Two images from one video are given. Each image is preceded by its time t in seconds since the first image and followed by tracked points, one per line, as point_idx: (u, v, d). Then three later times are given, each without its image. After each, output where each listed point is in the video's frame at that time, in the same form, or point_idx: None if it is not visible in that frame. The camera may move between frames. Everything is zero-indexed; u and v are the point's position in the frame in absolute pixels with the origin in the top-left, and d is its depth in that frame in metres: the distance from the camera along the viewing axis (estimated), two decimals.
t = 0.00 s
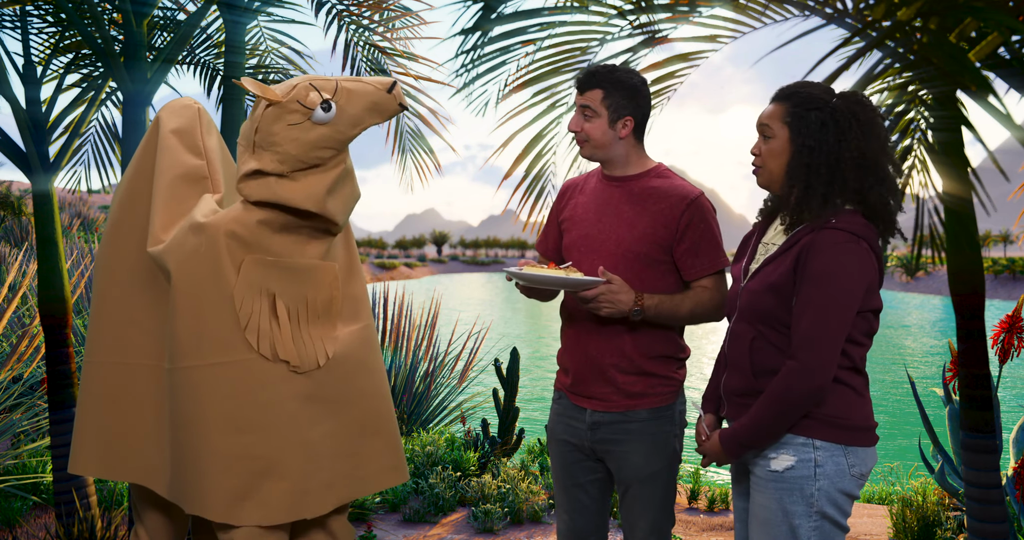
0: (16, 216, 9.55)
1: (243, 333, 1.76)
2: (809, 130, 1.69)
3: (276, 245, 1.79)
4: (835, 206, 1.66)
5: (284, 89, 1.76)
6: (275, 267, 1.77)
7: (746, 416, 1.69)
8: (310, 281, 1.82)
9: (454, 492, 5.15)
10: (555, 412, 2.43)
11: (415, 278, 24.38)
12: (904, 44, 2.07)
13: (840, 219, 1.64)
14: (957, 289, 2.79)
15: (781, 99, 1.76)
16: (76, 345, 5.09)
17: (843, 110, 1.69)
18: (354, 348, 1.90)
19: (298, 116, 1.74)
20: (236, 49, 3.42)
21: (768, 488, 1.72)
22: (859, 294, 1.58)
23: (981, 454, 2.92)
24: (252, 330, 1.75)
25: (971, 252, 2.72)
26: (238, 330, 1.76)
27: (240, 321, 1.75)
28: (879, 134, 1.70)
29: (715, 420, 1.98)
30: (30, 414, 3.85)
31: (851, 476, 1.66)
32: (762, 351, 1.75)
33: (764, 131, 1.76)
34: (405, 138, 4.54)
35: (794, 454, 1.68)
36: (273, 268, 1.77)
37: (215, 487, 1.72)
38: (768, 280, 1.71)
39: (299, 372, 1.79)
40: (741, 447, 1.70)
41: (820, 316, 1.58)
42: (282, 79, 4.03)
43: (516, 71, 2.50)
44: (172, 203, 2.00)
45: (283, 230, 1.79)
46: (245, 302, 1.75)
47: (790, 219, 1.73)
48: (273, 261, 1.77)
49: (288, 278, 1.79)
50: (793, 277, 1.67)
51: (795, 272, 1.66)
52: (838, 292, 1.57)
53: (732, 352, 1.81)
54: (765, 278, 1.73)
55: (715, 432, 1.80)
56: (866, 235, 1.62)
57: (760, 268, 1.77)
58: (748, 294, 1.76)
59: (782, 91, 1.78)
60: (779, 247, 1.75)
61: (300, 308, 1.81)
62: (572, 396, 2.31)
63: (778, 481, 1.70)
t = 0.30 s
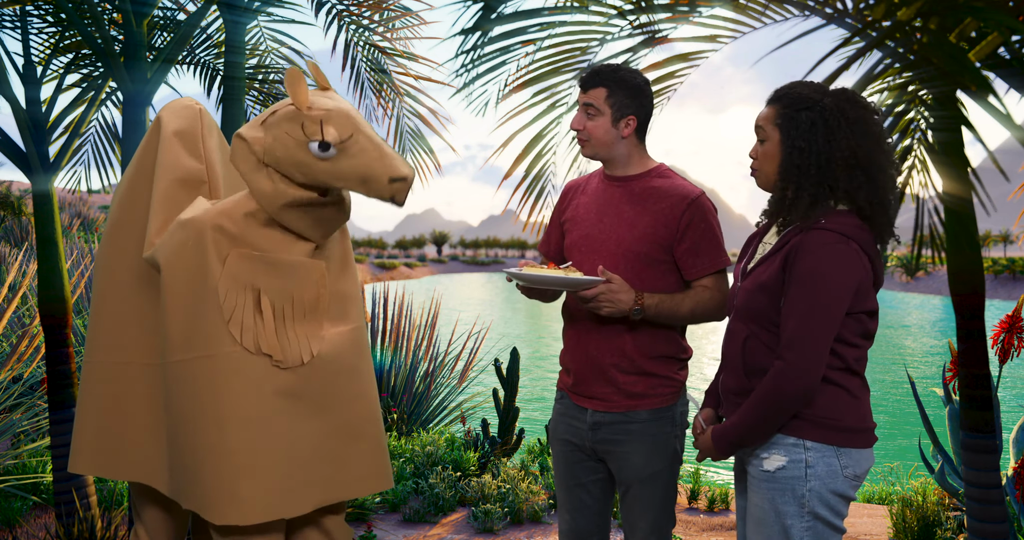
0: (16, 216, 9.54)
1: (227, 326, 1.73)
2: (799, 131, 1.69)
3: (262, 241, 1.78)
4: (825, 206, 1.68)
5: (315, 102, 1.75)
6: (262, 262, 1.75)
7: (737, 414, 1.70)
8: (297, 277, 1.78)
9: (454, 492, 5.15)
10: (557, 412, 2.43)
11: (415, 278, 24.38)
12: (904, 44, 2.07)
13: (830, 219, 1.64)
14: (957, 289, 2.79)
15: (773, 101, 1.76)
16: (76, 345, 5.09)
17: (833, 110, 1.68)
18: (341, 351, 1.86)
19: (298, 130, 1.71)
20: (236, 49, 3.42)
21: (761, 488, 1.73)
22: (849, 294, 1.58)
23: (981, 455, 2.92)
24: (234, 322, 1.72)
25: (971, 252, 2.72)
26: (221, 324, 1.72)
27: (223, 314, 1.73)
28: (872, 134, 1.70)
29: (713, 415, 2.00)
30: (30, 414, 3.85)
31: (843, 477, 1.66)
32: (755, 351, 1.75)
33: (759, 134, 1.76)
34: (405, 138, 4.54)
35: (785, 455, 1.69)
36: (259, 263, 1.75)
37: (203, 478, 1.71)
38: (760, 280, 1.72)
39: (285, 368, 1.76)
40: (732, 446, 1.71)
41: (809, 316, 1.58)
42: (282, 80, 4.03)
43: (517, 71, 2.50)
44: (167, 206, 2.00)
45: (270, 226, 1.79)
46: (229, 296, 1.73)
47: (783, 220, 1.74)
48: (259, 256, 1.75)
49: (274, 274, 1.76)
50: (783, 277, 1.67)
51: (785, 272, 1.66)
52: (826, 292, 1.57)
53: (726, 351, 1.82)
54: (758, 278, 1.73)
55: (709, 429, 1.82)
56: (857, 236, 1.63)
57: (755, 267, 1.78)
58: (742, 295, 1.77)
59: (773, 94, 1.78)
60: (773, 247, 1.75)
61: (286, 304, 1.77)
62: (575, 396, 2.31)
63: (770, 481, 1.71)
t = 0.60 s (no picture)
0: (16, 216, 9.53)
1: (207, 318, 1.70)
2: (793, 132, 1.69)
3: (250, 239, 1.76)
4: (815, 205, 1.67)
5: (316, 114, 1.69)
6: (247, 261, 1.74)
7: (731, 414, 1.71)
8: (276, 279, 1.76)
9: (454, 492, 5.15)
10: (557, 412, 2.43)
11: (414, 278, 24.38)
12: (903, 44, 2.07)
13: (819, 219, 1.64)
14: (957, 289, 2.79)
15: (765, 103, 1.76)
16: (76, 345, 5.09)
17: (826, 110, 1.68)
18: (323, 359, 1.78)
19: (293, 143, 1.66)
20: (236, 49, 3.42)
21: (754, 488, 1.74)
22: (840, 293, 1.58)
23: (981, 455, 2.92)
24: (216, 315, 1.70)
25: (971, 252, 2.72)
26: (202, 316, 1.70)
27: (203, 306, 1.70)
28: (866, 132, 1.70)
29: (710, 414, 2.00)
30: (30, 414, 3.84)
31: (835, 478, 1.66)
32: (750, 351, 1.75)
33: (753, 135, 1.76)
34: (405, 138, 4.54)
35: (777, 455, 1.69)
36: (243, 261, 1.74)
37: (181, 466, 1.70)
38: (750, 281, 1.72)
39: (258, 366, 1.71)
40: (726, 446, 1.72)
41: (799, 315, 1.58)
42: (282, 80, 4.02)
43: (517, 71, 2.49)
44: (168, 206, 2.00)
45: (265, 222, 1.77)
46: (211, 289, 1.71)
47: (773, 222, 1.73)
48: (245, 253, 1.74)
49: (257, 272, 1.75)
50: (772, 278, 1.67)
51: (774, 272, 1.66)
52: (817, 292, 1.57)
53: (722, 352, 1.82)
54: (749, 279, 1.73)
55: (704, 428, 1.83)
56: (846, 235, 1.62)
57: (749, 266, 1.78)
58: (734, 295, 1.77)
59: (766, 95, 1.78)
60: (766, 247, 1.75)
61: (266, 306, 1.75)
62: (577, 396, 2.30)
63: (763, 481, 1.71)
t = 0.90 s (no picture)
0: (16, 216, 9.51)
1: (199, 319, 1.70)
2: (787, 131, 1.68)
3: (247, 241, 1.77)
4: (808, 205, 1.67)
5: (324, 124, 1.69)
6: (243, 262, 1.74)
7: (725, 415, 1.71)
8: (272, 281, 1.76)
9: (454, 492, 5.15)
10: (556, 413, 2.42)
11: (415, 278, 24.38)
12: (904, 44, 2.07)
13: (813, 219, 1.65)
14: (957, 289, 2.79)
15: (761, 103, 1.76)
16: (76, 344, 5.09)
17: (821, 110, 1.68)
18: (319, 363, 1.78)
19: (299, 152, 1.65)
20: (236, 49, 3.42)
21: (750, 489, 1.74)
22: (831, 294, 1.58)
23: (981, 454, 2.92)
24: (208, 317, 1.70)
25: (971, 252, 2.72)
26: (194, 317, 1.70)
27: (196, 307, 1.70)
28: (862, 132, 1.70)
29: (706, 414, 2.00)
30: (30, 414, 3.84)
31: (830, 478, 1.66)
32: (744, 352, 1.75)
33: (749, 135, 1.76)
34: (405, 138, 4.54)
35: (772, 456, 1.69)
36: (238, 262, 1.74)
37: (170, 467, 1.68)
38: (745, 281, 1.72)
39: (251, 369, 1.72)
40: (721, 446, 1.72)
41: (791, 316, 1.58)
42: (282, 80, 4.03)
43: (517, 72, 2.49)
44: (168, 207, 2.00)
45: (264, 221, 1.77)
46: (204, 290, 1.71)
47: (767, 222, 1.73)
48: (241, 255, 1.75)
49: (252, 274, 1.75)
50: (766, 279, 1.67)
51: (768, 272, 1.66)
52: (808, 293, 1.57)
53: (717, 352, 1.82)
54: (746, 279, 1.74)
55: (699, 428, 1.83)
56: (840, 236, 1.62)
57: (745, 267, 1.78)
58: (730, 295, 1.78)
59: (762, 95, 1.78)
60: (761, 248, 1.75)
61: (260, 308, 1.74)
62: (577, 397, 2.30)
63: (758, 481, 1.71)
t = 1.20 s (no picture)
0: (16, 216, 9.51)
1: (224, 301, 1.73)
2: (783, 132, 1.68)
3: (273, 229, 1.77)
4: (804, 206, 1.67)
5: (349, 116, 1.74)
6: (265, 249, 1.75)
7: (723, 416, 1.71)
8: (295, 270, 1.76)
9: (454, 492, 5.15)
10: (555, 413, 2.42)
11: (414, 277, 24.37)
12: (903, 44, 2.07)
13: (809, 219, 1.65)
14: (957, 289, 2.79)
15: (759, 102, 1.76)
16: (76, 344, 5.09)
17: (818, 111, 1.68)
18: (337, 353, 1.76)
19: (331, 142, 1.71)
20: (236, 49, 3.42)
21: (749, 489, 1.74)
22: (829, 294, 1.58)
23: (981, 454, 2.92)
24: (232, 298, 1.73)
25: (971, 252, 2.72)
26: (219, 299, 1.72)
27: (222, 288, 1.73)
28: (857, 135, 1.70)
29: (704, 416, 2.00)
30: (30, 414, 3.84)
31: (829, 478, 1.66)
32: (742, 353, 1.75)
33: (745, 134, 1.76)
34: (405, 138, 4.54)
35: (770, 456, 1.69)
36: (264, 249, 1.75)
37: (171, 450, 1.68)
38: (742, 282, 1.72)
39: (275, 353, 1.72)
40: (720, 447, 1.72)
41: (790, 316, 1.58)
42: (282, 79, 4.03)
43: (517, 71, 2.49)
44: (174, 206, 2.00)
45: (279, 218, 1.77)
46: (227, 273, 1.73)
47: (763, 224, 1.73)
48: (264, 241, 1.75)
49: (276, 261, 1.75)
50: (762, 280, 1.67)
51: (767, 272, 1.66)
52: (808, 292, 1.57)
53: (715, 353, 1.82)
54: (743, 280, 1.73)
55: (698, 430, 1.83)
56: (837, 236, 1.62)
57: (740, 268, 1.78)
58: (727, 297, 1.78)
59: (760, 94, 1.77)
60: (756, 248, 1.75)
61: (282, 294, 1.75)
62: (577, 397, 2.30)
63: (757, 482, 1.71)
